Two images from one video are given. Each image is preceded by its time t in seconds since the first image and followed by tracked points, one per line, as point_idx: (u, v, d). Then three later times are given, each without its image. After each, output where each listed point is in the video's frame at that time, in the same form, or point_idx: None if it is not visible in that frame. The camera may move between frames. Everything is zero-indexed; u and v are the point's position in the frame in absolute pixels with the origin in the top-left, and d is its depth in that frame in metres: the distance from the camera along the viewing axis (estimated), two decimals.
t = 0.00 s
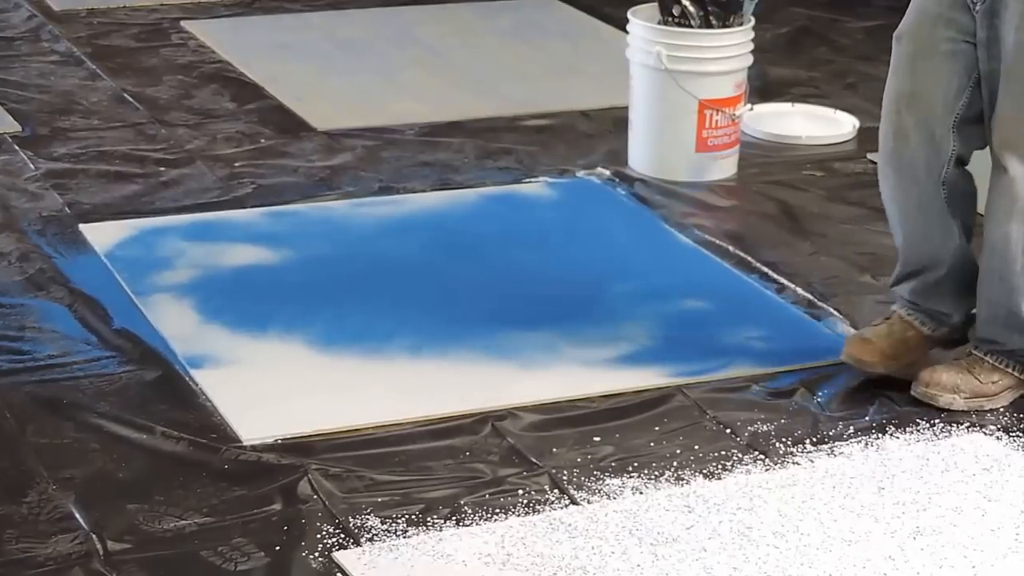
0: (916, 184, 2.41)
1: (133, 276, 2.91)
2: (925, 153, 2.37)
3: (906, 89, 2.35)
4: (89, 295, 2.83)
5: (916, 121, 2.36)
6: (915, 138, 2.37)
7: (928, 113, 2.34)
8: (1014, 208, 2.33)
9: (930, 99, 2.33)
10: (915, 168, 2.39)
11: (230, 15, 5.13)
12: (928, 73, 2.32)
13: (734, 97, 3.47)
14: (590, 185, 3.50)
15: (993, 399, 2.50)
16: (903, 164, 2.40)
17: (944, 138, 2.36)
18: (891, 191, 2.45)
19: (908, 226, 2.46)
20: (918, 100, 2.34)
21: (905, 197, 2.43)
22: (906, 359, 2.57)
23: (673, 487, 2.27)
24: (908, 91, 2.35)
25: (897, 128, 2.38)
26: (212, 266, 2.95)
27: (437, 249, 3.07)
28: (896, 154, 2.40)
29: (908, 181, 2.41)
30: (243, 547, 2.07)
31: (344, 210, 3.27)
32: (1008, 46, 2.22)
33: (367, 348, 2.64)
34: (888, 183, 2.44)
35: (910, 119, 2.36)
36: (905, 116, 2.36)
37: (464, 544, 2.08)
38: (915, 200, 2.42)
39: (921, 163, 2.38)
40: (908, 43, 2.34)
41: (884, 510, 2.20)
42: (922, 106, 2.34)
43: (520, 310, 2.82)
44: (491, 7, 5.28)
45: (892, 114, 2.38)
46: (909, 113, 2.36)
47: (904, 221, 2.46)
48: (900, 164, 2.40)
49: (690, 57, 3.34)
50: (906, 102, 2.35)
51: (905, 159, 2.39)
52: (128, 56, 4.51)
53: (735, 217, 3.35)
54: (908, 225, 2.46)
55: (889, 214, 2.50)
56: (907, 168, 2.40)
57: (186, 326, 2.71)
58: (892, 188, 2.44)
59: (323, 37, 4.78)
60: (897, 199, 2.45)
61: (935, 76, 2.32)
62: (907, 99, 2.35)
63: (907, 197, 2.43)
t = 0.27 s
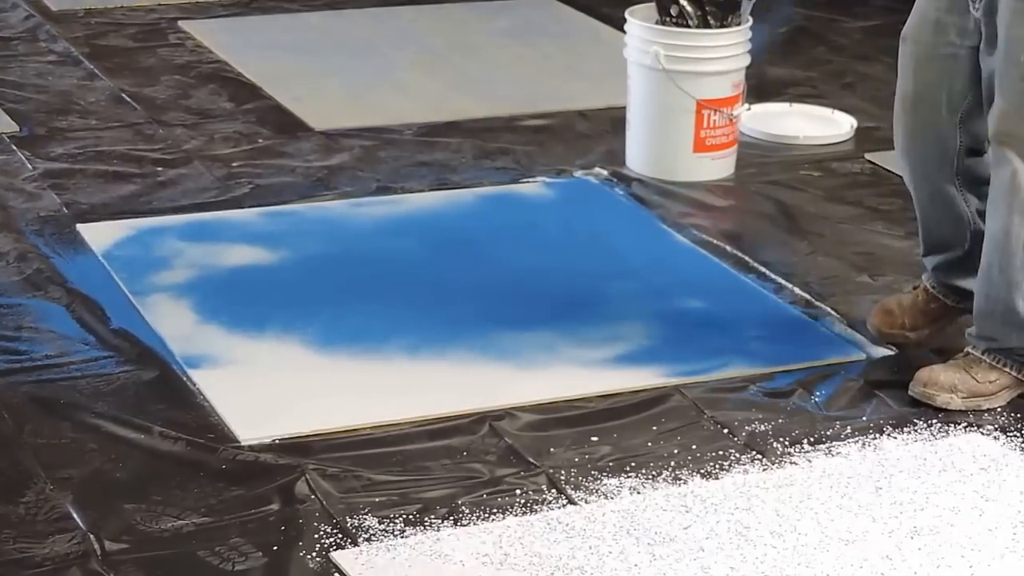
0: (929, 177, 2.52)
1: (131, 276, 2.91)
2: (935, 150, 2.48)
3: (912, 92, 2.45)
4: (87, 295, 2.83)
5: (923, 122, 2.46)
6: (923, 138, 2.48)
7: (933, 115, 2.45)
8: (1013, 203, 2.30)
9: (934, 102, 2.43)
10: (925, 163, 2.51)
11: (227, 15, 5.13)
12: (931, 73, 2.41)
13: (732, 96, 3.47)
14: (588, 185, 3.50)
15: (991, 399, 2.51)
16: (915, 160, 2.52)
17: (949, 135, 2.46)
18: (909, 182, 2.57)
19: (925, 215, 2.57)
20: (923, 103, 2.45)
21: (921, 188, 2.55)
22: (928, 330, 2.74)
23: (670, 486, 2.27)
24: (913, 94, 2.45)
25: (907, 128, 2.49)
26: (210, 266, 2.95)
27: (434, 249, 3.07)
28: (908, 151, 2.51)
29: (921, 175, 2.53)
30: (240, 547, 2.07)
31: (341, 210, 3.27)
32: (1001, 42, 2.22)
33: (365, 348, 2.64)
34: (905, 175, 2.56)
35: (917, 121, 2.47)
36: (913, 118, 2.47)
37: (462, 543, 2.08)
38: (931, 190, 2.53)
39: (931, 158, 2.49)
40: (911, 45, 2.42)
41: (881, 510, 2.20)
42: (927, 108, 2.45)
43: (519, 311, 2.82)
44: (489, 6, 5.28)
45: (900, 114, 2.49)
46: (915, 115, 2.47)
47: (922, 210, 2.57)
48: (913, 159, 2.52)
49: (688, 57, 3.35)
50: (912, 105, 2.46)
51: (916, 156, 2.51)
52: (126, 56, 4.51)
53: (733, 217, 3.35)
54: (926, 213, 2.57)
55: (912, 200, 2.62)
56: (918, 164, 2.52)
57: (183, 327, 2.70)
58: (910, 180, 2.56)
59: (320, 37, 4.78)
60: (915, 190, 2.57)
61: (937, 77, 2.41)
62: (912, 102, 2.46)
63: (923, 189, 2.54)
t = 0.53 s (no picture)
0: (917, 167, 2.60)
1: (129, 276, 2.91)
2: (925, 141, 2.55)
3: (908, 81, 2.52)
4: (85, 295, 2.83)
5: (917, 111, 2.53)
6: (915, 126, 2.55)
7: (927, 105, 2.51)
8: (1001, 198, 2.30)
9: (930, 92, 2.50)
10: (913, 152, 2.58)
11: (225, 15, 5.14)
12: (924, 70, 2.49)
13: (730, 96, 3.47)
14: (586, 185, 3.50)
15: (988, 399, 2.50)
16: (903, 148, 2.59)
17: (942, 132, 2.53)
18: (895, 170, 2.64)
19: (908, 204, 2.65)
20: (918, 91, 2.51)
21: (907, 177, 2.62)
22: (889, 319, 2.80)
23: (668, 486, 2.27)
24: (909, 84, 2.52)
25: (902, 116, 2.56)
26: (208, 266, 2.95)
27: (433, 249, 3.08)
28: (898, 140, 2.59)
29: (907, 165, 2.60)
30: (238, 547, 2.07)
31: (340, 210, 3.27)
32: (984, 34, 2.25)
33: (362, 348, 2.64)
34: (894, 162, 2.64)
35: (910, 110, 2.54)
36: (907, 106, 2.54)
37: (459, 543, 2.08)
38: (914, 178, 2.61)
39: (920, 149, 2.57)
40: (908, 44, 2.50)
41: (879, 509, 2.20)
42: (924, 98, 2.51)
43: (516, 310, 2.82)
44: (487, 6, 5.28)
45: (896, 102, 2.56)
46: (908, 103, 2.53)
47: (906, 199, 2.65)
48: (902, 148, 2.59)
49: (686, 56, 3.34)
50: (907, 94, 2.53)
51: (905, 144, 2.58)
52: (124, 56, 4.51)
53: (730, 217, 3.35)
54: (909, 203, 2.65)
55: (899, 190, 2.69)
56: (905, 153, 2.59)
57: (181, 327, 2.70)
58: (898, 168, 2.63)
59: (318, 37, 4.78)
60: (902, 178, 2.64)
61: (930, 74, 2.48)
62: (908, 91, 2.52)
63: (909, 178, 2.62)
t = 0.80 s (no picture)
0: (907, 164, 2.61)
1: (126, 276, 2.91)
2: (911, 135, 2.57)
3: (888, 77, 2.53)
4: (82, 295, 2.83)
5: (900, 106, 2.55)
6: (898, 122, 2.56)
7: (910, 98, 2.53)
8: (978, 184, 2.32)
9: (911, 85, 2.51)
10: (901, 149, 2.59)
11: (223, 14, 5.14)
12: (906, 61, 2.50)
13: (727, 96, 3.47)
14: (584, 185, 3.49)
15: (986, 397, 2.51)
16: (891, 146, 2.60)
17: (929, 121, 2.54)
18: (887, 171, 2.65)
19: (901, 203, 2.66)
20: (900, 86, 2.53)
21: (898, 176, 2.63)
22: (886, 319, 2.80)
23: (665, 486, 2.27)
24: (889, 80, 2.53)
25: (886, 113, 2.57)
26: (205, 266, 2.95)
27: (431, 248, 3.08)
28: (885, 137, 2.60)
29: (897, 162, 2.61)
30: (235, 546, 2.07)
31: (337, 210, 3.27)
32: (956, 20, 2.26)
33: (360, 348, 2.64)
34: (884, 162, 2.65)
35: (893, 106, 2.55)
36: (889, 103, 2.55)
37: (457, 543, 2.08)
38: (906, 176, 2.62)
39: (907, 144, 2.58)
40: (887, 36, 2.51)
41: (876, 509, 2.20)
42: (905, 92, 2.53)
43: (514, 309, 2.82)
44: (485, 6, 5.28)
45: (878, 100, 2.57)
46: (891, 99, 2.55)
47: (899, 198, 2.66)
48: (890, 144, 2.60)
49: (684, 54, 3.34)
50: (888, 90, 2.55)
51: (893, 141, 2.59)
52: (121, 56, 4.51)
53: (728, 217, 3.35)
54: (903, 201, 2.66)
55: (891, 191, 2.70)
56: (894, 151, 2.60)
57: (179, 326, 2.70)
58: (888, 167, 2.64)
59: (316, 36, 4.78)
60: (893, 178, 2.65)
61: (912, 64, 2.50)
62: (890, 87, 2.54)
63: (901, 176, 2.63)
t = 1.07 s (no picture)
0: (897, 159, 2.61)
1: (123, 275, 2.91)
2: (899, 129, 2.57)
3: (873, 71, 2.54)
4: (79, 294, 2.82)
5: (886, 100, 2.55)
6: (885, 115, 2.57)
7: (896, 90, 2.53)
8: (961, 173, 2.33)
9: (897, 77, 2.52)
10: (890, 144, 2.59)
11: (220, 13, 5.13)
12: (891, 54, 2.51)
13: (725, 96, 3.47)
14: (582, 185, 3.49)
15: (984, 391, 2.52)
16: (880, 141, 2.60)
17: (915, 114, 2.54)
18: (877, 169, 2.65)
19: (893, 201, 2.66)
20: (886, 79, 2.53)
21: (889, 172, 2.62)
22: (883, 319, 2.80)
23: (663, 485, 2.27)
24: (874, 74, 2.54)
25: (873, 108, 2.57)
26: (203, 265, 2.95)
27: (428, 247, 3.08)
28: (874, 132, 2.60)
29: (886, 158, 2.61)
30: (233, 546, 2.07)
31: (334, 209, 3.27)
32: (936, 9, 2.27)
33: (358, 348, 2.64)
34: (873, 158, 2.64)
35: (879, 100, 2.55)
36: (875, 97, 2.56)
37: (454, 542, 2.08)
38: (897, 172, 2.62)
39: (896, 138, 2.58)
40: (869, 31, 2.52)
41: (874, 508, 2.20)
42: (892, 84, 2.53)
43: (511, 309, 2.82)
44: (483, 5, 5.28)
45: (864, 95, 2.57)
46: (877, 93, 2.55)
47: (890, 194, 2.66)
48: (879, 140, 2.60)
49: (682, 54, 3.34)
50: (874, 85, 2.55)
51: (882, 136, 2.59)
52: (119, 55, 4.51)
53: (725, 216, 3.35)
54: (894, 198, 2.65)
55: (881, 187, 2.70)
56: (883, 146, 2.60)
57: (176, 326, 2.70)
58: (878, 165, 2.64)
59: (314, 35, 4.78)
60: (883, 174, 2.65)
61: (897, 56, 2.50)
62: (876, 80, 2.54)
63: (891, 172, 2.63)
